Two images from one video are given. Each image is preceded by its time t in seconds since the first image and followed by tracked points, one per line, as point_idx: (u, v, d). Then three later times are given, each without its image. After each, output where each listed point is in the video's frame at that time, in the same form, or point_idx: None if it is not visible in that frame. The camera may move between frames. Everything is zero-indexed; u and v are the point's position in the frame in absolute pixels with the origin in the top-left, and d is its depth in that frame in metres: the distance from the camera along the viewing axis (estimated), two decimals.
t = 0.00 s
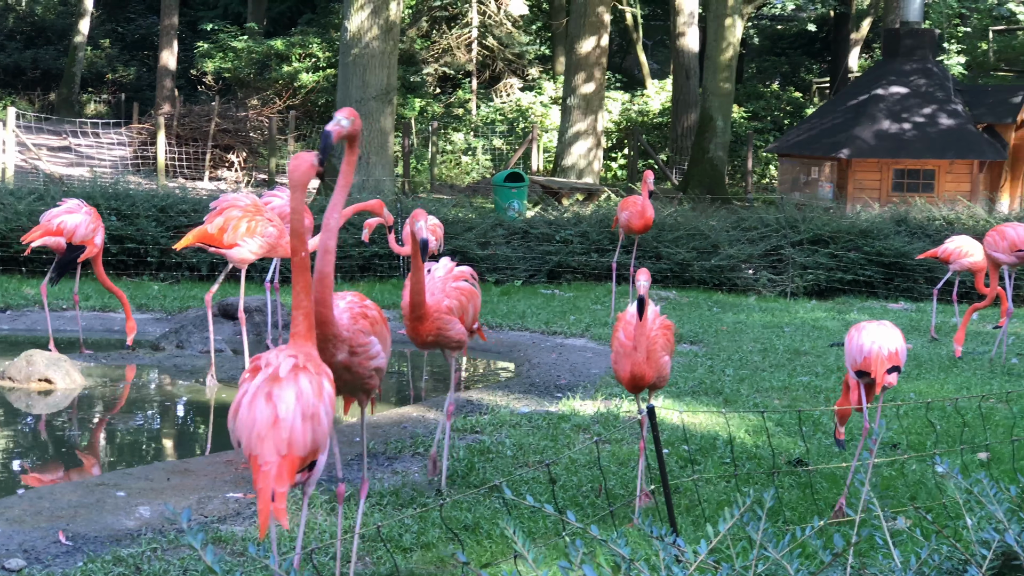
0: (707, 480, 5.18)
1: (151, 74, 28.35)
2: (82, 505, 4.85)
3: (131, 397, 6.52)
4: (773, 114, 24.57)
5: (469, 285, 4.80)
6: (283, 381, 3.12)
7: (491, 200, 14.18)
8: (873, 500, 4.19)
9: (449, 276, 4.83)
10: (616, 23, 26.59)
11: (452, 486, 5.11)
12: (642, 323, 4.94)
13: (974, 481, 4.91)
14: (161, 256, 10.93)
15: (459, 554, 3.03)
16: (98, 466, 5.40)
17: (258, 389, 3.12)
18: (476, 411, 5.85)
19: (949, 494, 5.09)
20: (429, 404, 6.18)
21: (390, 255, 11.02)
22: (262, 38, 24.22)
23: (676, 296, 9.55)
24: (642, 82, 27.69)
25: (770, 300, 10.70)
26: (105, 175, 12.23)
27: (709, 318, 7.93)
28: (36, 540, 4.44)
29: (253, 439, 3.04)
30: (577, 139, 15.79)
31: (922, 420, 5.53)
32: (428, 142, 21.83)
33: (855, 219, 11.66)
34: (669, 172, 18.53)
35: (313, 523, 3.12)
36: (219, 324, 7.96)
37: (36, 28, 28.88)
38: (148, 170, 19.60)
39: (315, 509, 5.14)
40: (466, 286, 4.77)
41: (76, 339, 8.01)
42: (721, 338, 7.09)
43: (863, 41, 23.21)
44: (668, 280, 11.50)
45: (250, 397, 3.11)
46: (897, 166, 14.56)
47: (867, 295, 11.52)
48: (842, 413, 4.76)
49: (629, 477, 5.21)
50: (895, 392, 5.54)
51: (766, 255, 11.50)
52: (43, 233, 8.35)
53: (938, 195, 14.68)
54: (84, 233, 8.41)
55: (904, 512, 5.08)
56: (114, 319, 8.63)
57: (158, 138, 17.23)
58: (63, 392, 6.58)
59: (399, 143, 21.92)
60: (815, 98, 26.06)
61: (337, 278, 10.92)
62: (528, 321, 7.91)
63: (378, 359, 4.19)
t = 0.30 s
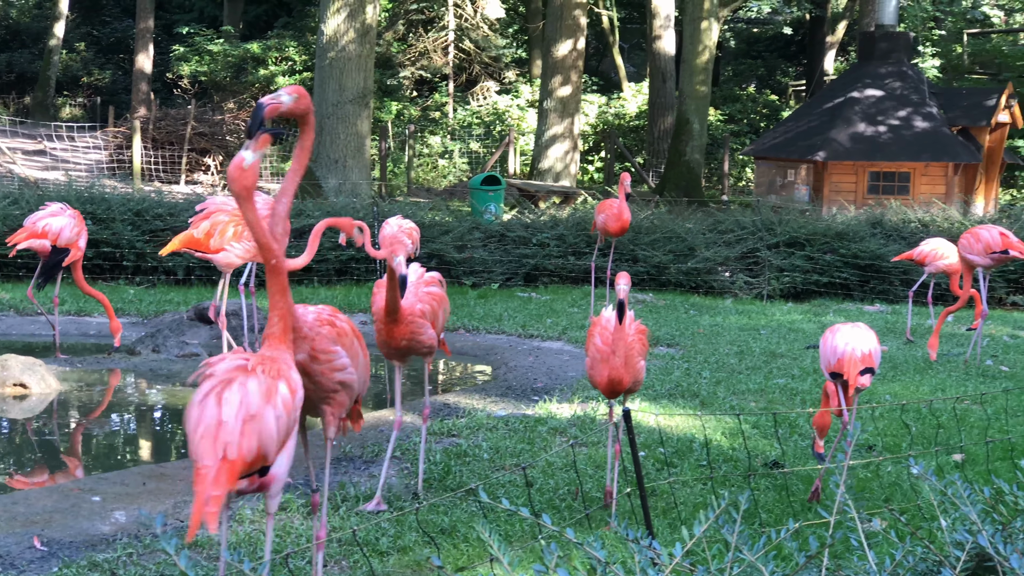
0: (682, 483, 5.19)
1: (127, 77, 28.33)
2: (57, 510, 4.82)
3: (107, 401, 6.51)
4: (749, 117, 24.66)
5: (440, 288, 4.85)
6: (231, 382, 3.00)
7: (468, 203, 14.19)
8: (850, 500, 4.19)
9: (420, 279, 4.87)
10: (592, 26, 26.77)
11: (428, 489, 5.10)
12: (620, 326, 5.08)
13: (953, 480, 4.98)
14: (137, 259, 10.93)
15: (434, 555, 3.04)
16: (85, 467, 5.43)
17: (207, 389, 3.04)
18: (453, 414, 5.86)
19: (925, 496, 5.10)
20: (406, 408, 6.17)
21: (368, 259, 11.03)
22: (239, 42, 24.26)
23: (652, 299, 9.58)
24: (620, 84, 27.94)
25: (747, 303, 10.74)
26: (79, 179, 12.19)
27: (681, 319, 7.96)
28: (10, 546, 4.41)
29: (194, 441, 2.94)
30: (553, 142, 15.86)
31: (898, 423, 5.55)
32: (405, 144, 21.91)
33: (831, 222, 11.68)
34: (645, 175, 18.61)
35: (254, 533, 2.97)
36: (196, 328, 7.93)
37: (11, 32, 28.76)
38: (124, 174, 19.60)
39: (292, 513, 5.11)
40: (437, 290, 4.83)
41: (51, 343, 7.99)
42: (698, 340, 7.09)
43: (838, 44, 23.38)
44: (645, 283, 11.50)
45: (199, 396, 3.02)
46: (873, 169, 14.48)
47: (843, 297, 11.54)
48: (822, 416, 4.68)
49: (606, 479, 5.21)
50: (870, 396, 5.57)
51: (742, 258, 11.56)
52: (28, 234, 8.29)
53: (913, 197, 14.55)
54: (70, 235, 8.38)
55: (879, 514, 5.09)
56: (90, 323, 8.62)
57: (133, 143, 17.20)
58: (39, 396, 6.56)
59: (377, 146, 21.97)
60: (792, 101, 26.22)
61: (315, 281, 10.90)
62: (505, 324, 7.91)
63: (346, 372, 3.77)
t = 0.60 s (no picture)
0: (656, 488, 5.19)
1: (101, 83, 28.29)
2: (29, 518, 4.78)
3: (80, 409, 6.48)
4: (723, 122, 24.63)
5: (399, 297, 4.70)
6: (157, 411, 2.98)
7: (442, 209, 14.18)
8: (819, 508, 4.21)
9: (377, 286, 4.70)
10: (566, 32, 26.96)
11: (402, 495, 5.09)
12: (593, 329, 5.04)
13: (923, 483, 5.00)
14: (111, 265, 10.90)
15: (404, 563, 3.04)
16: (66, 471, 5.46)
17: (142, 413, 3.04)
18: (429, 420, 5.85)
19: (898, 501, 5.11)
20: (380, 414, 6.11)
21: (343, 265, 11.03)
22: (213, 47, 24.24)
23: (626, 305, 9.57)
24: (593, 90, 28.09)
25: (721, 308, 10.75)
26: (52, 185, 12.15)
27: (654, 327, 7.95)
28: None
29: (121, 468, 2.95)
30: (528, 148, 15.90)
31: (871, 427, 5.56)
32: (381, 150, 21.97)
33: (805, 227, 11.74)
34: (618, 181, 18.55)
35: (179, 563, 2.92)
36: (169, 334, 7.90)
37: None
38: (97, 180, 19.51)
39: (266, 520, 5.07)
40: (395, 297, 4.68)
41: (22, 351, 7.96)
42: (671, 346, 7.11)
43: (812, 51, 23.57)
44: (619, 288, 11.53)
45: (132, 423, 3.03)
46: (846, 174, 14.37)
47: (817, 303, 11.57)
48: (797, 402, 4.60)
49: (582, 484, 5.21)
50: (842, 400, 5.57)
51: (717, 263, 11.57)
52: (3, 248, 8.26)
53: (887, 203, 14.43)
54: (46, 244, 8.37)
55: (852, 519, 5.10)
56: (62, 330, 8.60)
57: (106, 148, 17.15)
58: (12, 404, 6.51)
59: (352, 153, 22.01)
60: (765, 105, 26.32)
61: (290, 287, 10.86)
62: (479, 330, 7.90)
63: (303, 375, 3.64)
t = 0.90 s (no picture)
0: (625, 495, 5.19)
1: (70, 90, 28.17)
2: None
3: (47, 416, 6.46)
4: (693, 129, 24.88)
5: (352, 301, 4.87)
6: (76, 430, 2.84)
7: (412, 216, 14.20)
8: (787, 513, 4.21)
9: (331, 292, 4.86)
10: (536, 38, 27.17)
11: (371, 502, 5.08)
12: (563, 333, 5.09)
13: (889, 489, 5.02)
14: (79, 272, 10.88)
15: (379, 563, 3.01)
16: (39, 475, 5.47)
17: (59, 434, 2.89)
18: (398, 428, 5.84)
19: (865, 507, 5.13)
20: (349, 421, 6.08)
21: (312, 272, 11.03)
22: (182, 54, 24.22)
23: (598, 313, 9.59)
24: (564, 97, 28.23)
25: (690, 315, 10.78)
26: (19, 192, 12.13)
27: (618, 333, 8.00)
28: None
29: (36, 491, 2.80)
30: (498, 154, 15.92)
31: (840, 434, 5.59)
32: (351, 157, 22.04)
33: (775, 233, 11.74)
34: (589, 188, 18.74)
35: None
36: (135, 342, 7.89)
37: None
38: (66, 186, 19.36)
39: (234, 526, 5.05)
40: (351, 303, 4.87)
41: None
42: (641, 353, 7.15)
43: (781, 58, 23.85)
44: (589, 295, 11.59)
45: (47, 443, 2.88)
46: (816, 181, 14.46)
47: (786, 309, 11.57)
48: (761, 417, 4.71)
49: (553, 491, 5.21)
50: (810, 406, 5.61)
51: (687, 270, 11.62)
52: None
53: (855, 210, 14.44)
54: (27, 249, 8.31)
55: (820, 525, 5.10)
56: (30, 337, 8.60)
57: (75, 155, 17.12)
58: None
59: (322, 160, 22.04)
60: (735, 113, 26.50)
61: (260, 294, 10.94)
62: (450, 337, 7.91)
63: (231, 388, 3.48)
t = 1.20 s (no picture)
0: (582, 502, 5.19)
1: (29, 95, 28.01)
2: None
3: None
4: (653, 137, 24.75)
5: (305, 311, 4.87)
6: None
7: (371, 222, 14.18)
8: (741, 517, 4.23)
9: (284, 302, 4.87)
10: (497, 46, 27.45)
11: (327, 509, 5.07)
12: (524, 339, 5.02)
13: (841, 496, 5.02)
14: (35, 278, 10.87)
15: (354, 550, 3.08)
16: None
17: None
18: (356, 435, 5.85)
19: (820, 513, 5.16)
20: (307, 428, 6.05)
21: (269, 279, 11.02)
22: (141, 60, 24.34)
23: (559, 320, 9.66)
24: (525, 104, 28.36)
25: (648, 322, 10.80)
26: None
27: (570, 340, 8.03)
28: None
29: None
30: (458, 161, 15.95)
31: (796, 440, 5.63)
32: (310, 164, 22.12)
33: (733, 241, 11.81)
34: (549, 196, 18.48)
35: None
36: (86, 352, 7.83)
37: None
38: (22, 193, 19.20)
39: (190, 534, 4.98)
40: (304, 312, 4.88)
41: None
42: (600, 360, 7.19)
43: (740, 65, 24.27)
44: (549, 302, 11.65)
45: None
46: (775, 187, 14.36)
47: (745, 316, 11.65)
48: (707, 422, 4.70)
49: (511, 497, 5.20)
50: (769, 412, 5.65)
51: (645, 277, 11.58)
52: None
53: (814, 217, 14.37)
54: None
55: (774, 532, 5.11)
56: None
57: (32, 162, 16.98)
58: None
59: (282, 166, 22.10)
60: (694, 119, 26.65)
61: (218, 300, 10.93)
62: (408, 344, 7.91)
63: (151, 401, 3.75)
